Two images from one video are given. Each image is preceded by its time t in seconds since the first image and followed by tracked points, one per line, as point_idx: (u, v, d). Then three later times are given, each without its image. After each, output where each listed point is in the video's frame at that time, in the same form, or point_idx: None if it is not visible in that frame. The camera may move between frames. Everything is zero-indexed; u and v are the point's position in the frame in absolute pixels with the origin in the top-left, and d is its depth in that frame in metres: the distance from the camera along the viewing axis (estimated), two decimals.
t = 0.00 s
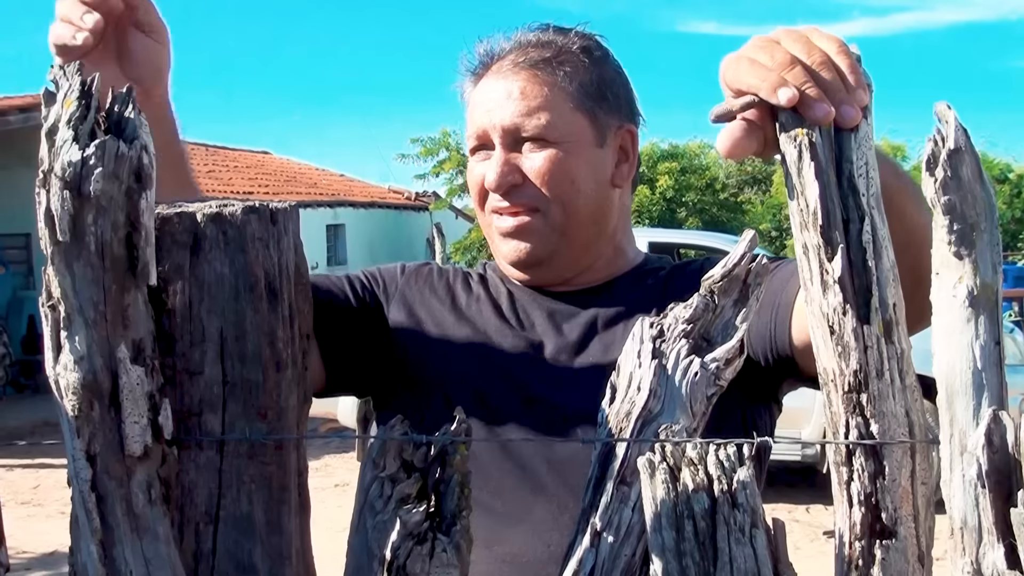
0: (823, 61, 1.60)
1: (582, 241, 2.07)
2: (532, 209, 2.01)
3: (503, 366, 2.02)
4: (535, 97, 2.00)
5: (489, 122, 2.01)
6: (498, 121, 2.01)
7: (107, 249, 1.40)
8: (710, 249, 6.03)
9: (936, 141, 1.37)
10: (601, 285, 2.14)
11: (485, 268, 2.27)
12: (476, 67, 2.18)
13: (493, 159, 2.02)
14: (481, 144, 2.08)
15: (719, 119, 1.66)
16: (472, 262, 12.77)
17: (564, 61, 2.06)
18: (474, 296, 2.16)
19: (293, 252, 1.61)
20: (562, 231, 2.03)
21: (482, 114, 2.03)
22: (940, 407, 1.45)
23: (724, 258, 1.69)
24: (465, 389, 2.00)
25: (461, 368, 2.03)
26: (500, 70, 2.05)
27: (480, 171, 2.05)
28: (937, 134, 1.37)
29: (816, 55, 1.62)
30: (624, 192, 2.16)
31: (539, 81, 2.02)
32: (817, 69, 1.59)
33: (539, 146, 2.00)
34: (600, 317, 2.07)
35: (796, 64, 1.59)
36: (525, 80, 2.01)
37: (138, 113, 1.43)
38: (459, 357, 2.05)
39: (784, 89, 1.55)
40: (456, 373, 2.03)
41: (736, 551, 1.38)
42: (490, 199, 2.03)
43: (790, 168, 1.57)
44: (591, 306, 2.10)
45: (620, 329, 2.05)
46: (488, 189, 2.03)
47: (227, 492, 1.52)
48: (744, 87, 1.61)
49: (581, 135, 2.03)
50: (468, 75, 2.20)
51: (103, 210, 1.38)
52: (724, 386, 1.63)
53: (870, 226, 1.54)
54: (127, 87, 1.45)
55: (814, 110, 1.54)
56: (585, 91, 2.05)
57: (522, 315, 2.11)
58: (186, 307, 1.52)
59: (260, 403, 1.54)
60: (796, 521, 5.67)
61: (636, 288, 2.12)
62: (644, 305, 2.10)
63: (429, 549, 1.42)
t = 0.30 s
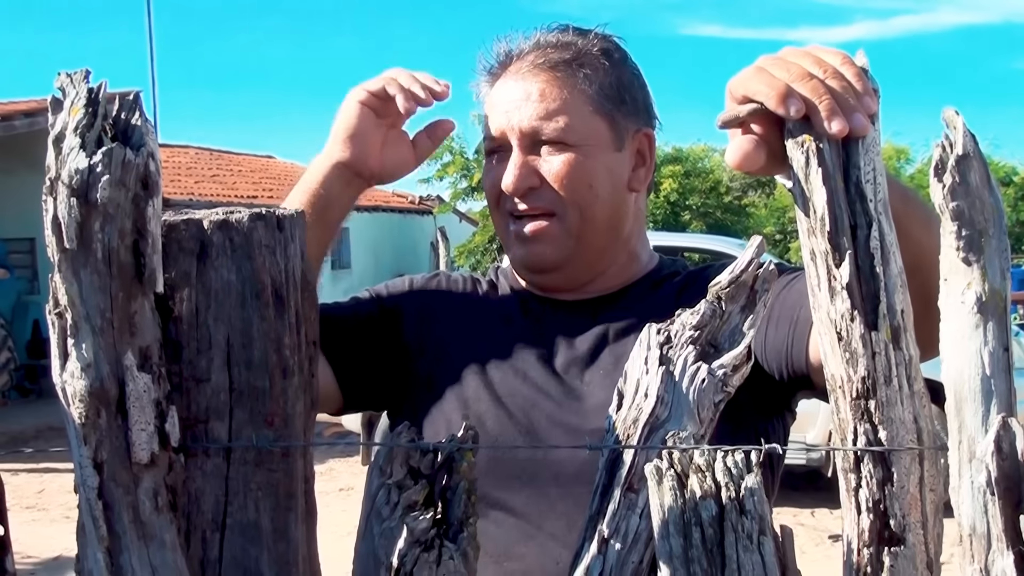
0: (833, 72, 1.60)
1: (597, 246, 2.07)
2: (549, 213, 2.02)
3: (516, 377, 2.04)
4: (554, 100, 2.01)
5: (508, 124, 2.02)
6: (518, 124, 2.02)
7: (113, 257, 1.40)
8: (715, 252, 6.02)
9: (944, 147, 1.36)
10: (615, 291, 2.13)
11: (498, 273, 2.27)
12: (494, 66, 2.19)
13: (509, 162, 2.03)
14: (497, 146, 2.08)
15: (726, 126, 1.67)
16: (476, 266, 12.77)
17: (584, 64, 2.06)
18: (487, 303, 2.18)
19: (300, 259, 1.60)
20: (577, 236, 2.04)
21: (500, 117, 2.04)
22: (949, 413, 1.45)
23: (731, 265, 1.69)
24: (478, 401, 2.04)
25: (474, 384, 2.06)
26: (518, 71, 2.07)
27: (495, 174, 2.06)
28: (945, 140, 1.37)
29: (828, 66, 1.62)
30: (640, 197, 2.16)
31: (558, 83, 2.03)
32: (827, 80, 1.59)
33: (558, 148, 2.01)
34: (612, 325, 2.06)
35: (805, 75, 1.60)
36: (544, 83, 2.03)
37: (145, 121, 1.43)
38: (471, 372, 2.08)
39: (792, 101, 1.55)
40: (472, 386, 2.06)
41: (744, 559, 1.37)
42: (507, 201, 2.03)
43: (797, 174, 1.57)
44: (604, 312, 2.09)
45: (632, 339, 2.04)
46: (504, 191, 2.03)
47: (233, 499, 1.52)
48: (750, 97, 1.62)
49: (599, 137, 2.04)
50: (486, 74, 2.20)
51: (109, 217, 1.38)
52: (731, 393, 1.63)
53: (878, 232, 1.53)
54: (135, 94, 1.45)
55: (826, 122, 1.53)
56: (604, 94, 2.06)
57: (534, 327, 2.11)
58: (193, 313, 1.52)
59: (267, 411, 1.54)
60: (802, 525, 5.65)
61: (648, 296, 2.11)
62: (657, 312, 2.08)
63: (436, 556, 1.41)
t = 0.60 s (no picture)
0: (838, 82, 1.60)
1: (580, 253, 2.10)
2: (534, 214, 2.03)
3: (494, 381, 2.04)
4: (548, 104, 2.02)
5: (501, 126, 2.03)
6: (510, 125, 2.02)
7: (120, 263, 1.40)
8: (722, 259, 6.01)
9: (950, 159, 1.37)
10: (591, 299, 2.16)
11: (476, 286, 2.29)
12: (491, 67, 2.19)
13: (500, 162, 2.04)
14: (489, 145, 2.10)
15: (731, 136, 1.66)
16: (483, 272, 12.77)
17: (582, 71, 2.07)
18: (462, 312, 2.20)
19: (305, 267, 1.61)
20: (563, 240, 2.05)
21: (494, 118, 2.05)
22: (954, 425, 1.44)
23: (737, 274, 1.69)
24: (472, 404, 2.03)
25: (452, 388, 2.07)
26: (514, 74, 2.08)
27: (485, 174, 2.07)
28: (951, 151, 1.37)
29: (832, 77, 1.62)
30: (624, 209, 2.18)
31: (556, 88, 2.04)
32: (832, 90, 1.59)
33: (549, 152, 2.02)
34: (589, 333, 2.07)
35: (809, 86, 1.60)
36: (541, 86, 2.03)
37: (152, 128, 1.44)
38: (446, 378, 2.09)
39: (795, 112, 1.55)
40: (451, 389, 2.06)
41: (748, 568, 1.37)
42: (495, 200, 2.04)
43: (803, 184, 1.57)
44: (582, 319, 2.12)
45: (610, 346, 2.05)
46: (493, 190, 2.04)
47: (238, 505, 1.52)
48: (754, 107, 1.62)
49: (590, 145, 2.05)
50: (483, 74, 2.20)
51: (116, 223, 1.39)
52: (736, 403, 1.63)
53: (883, 242, 1.53)
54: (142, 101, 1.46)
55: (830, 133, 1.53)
56: (600, 103, 2.07)
57: (511, 334, 2.13)
58: (198, 320, 1.53)
59: (271, 417, 1.54)
60: (808, 534, 5.63)
61: (626, 305, 2.13)
62: (634, 321, 2.09)
63: (439, 565, 1.42)
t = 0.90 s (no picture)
0: (847, 88, 1.60)
1: (549, 255, 2.13)
2: (508, 218, 2.06)
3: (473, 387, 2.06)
4: (521, 110, 2.07)
5: (475, 127, 2.06)
6: (484, 129, 2.06)
7: (125, 263, 1.40)
8: (726, 265, 6.00)
9: (959, 165, 1.36)
10: (559, 303, 2.19)
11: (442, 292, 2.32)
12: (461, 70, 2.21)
13: (473, 164, 2.07)
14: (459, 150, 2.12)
15: (739, 140, 1.66)
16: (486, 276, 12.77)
17: (553, 79, 2.12)
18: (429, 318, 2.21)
19: (310, 268, 1.61)
20: (534, 241, 2.09)
21: (466, 121, 2.08)
22: (962, 433, 1.43)
23: (744, 280, 1.68)
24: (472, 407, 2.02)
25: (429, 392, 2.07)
26: (487, 79, 2.12)
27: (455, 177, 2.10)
28: (960, 158, 1.36)
29: (841, 82, 1.61)
30: (589, 215, 2.26)
31: (530, 92, 2.09)
32: (841, 95, 1.58)
33: (523, 157, 2.06)
34: (556, 335, 2.11)
35: (817, 91, 1.59)
36: (514, 91, 2.08)
37: (159, 128, 1.45)
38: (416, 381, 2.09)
39: (803, 118, 1.55)
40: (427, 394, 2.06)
41: None
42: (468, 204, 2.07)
43: (811, 190, 1.56)
44: (551, 323, 2.14)
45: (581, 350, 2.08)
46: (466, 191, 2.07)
47: (241, 508, 1.51)
48: (763, 110, 1.62)
49: (561, 151, 2.11)
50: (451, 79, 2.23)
51: (122, 223, 1.39)
52: (742, 410, 1.62)
53: (891, 249, 1.52)
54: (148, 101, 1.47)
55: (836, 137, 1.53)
56: (570, 109, 2.13)
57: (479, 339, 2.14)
58: (203, 321, 1.52)
59: (276, 420, 1.53)
60: (811, 542, 5.61)
61: (595, 306, 2.16)
62: (602, 322, 2.12)
63: (443, 568, 1.42)
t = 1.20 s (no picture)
0: (859, 94, 1.57)
1: (540, 261, 2.13)
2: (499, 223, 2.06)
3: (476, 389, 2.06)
4: (512, 114, 2.07)
5: (466, 134, 2.06)
6: (475, 134, 2.05)
7: (133, 265, 1.40)
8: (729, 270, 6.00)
9: (967, 174, 1.36)
10: (549, 309, 2.19)
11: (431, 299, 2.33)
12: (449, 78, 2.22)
13: (465, 170, 2.07)
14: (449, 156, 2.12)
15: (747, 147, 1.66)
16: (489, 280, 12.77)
17: (542, 86, 2.14)
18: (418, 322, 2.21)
19: (318, 273, 1.61)
20: (525, 246, 2.09)
21: (458, 128, 2.07)
22: (967, 441, 1.42)
23: (751, 287, 1.70)
24: (476, 410, 2.01)
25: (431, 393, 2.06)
26: (477, 87, 2.13)
27: (446, 183, 2.10)
28: (968, 166, 1.36)
29: (853, 88, 1.58)
30: (576, 223, 2.27)
31: (521, 99, 2.10)
32: (850, 102, 1.56)
33: (514, 162, 2.06)
34: (548, 342, 2.11)
35: (827, 100, 1.58)
36: (505, 97, 2.09)
37: (167, 131, 1.44)
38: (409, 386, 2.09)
39: (809, 127, 1.54)
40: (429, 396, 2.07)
41: None
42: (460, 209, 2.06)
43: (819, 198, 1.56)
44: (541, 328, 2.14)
45: (568, 352, 2.09)
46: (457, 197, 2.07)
47: (246, 511, 1.52)
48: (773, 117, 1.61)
49: (551, 157, 2.12)
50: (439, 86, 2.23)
51: (130, 226, 1.39)
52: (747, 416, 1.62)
53: (898, 257, 1.52)
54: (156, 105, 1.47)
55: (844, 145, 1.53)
56: (559, 118, 2.15)
57: (468, 345, 2.14)
58: (210, 323, 1.53)
59: (282, 423, 1.54)
60: (813, 548, 5.60)
61: (582, 313, 2.17)
62: (589, 330, 2.13)
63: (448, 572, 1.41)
